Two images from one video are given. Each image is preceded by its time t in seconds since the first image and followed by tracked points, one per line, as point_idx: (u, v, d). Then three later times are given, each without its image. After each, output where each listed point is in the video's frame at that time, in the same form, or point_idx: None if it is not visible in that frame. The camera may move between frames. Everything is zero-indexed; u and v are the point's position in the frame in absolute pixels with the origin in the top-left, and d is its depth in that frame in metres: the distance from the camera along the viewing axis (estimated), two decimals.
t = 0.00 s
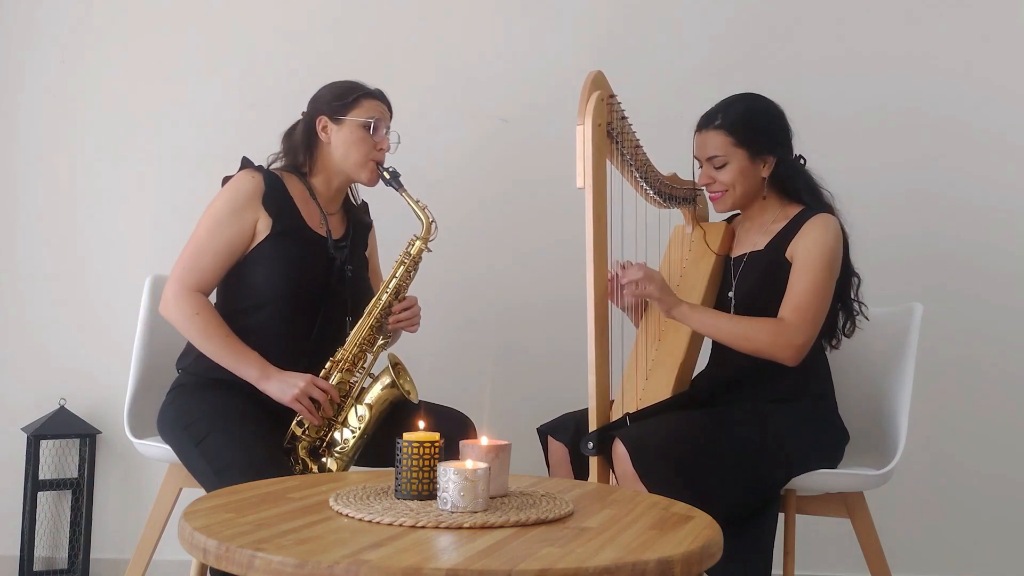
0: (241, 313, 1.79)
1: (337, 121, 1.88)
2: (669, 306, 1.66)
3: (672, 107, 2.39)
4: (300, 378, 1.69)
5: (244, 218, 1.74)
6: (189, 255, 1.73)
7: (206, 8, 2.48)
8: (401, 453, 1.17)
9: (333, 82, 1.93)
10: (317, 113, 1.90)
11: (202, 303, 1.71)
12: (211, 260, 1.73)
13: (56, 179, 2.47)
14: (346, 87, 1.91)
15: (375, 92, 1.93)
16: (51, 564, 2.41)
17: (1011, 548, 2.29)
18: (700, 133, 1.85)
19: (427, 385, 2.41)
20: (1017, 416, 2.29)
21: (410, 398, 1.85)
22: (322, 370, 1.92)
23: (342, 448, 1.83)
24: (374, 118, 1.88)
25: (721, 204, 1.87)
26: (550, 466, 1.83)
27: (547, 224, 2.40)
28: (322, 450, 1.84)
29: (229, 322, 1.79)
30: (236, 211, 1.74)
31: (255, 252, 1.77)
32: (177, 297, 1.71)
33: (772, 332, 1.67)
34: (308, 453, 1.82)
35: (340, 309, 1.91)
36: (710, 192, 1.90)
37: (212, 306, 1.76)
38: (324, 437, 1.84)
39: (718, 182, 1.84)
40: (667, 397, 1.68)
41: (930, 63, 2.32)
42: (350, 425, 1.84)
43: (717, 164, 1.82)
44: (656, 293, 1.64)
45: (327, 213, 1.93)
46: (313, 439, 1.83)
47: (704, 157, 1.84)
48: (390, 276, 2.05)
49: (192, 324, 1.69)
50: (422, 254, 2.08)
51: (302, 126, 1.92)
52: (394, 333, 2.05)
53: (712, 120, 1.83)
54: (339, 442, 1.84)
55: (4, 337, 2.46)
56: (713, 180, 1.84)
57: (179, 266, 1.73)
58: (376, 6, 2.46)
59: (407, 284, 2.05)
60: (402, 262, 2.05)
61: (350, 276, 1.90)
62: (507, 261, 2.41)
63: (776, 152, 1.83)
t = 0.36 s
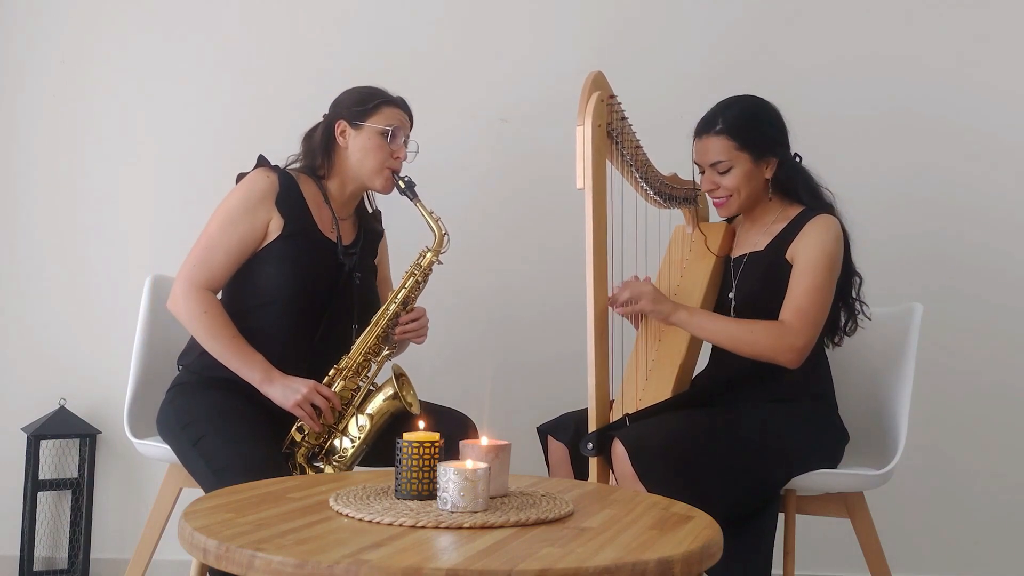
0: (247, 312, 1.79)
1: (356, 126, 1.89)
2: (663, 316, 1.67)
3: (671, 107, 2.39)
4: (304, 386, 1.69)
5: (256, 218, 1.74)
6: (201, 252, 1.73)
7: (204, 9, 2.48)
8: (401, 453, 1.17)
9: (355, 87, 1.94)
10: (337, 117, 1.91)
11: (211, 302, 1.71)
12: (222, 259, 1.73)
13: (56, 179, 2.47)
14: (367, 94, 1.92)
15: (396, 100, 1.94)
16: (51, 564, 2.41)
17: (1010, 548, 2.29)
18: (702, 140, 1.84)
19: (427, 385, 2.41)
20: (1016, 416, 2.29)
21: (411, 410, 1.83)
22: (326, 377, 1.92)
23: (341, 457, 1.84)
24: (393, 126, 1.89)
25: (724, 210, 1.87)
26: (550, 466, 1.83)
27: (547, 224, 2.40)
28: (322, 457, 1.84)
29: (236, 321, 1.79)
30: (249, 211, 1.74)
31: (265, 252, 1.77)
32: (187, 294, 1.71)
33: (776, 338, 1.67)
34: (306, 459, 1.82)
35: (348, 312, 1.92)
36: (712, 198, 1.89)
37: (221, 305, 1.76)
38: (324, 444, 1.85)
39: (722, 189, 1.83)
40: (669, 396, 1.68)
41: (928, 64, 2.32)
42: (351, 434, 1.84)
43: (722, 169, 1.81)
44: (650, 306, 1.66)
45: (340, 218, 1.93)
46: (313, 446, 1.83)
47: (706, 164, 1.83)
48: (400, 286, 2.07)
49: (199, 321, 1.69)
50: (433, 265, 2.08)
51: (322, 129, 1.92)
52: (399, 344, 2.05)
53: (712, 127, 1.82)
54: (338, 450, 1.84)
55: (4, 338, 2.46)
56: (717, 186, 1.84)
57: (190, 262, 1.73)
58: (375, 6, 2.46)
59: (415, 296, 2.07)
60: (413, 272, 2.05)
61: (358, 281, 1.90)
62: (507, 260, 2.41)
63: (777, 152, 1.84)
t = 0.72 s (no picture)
0: (239, 314, 1.79)
1: (333, 119, 1.88)
2: (679, 260, 1.68)
3: (672, 108, 2.39)
4: (302, 382, 1.69)
5: (240, 218, 1.74)
6: (186, 258, 1.72)
7: (204, 10, 2.48)
8: (401, 453, 1.17)
9: (330, 79, 1.93)
10: (312, 111, 1.90)
11: (202, 306, 1.71)
12: (209, 262, 1.72)
13: (56, 179, 2.47)
14: (342, 85, 1.91)
15: (372, 90, 1.93)
16: (51, 563, 2.41)
17: (1009, 548, 2.29)
18: (712, 135, 1.84)
19: (426, 385, 2.41)
20: (1017, 416, 2.29)
21: (411, 399, 1.87)
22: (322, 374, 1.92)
23: (345, 450, 1.84)
24: (370, 117, 1.88)
25: (732, 206, 1.87)
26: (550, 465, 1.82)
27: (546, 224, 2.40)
28: (325, 453, 1.85)
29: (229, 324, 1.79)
30: (232, 211, 1.73)
31: (252, 252, 1.77)
32: (177, 301, 1.70)
33: (787, 302, 1.68)
34: (310, 457, 1.82)
35: (339, 311, 1.92)
36: (720, 194, 1.89)
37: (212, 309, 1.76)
38: (325, 440, 1.85)
39: (732, 184, 1.83)
40: (672, 395, 1.68)
41: (929, 64, 2.32)
42: (352, 427, 1.85)
43: (733, 164, 1.81)
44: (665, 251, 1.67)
45: (322, 213, 1.94)
46: (315, 443, 1.83)
47: (717, 159, 1.83)
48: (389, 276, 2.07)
49: (190, 325, 1.68)
50: (420, 253, 2.10)
51: (298, 124, 1.92)
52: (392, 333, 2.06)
53: (723, 121, 1.83)
54: (342, 444, 1.84)
55: (4, 338, 2.46)
56: (728, 180, 1.83)
57: (177, 269, 1.73)
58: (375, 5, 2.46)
59: (405, 284, 2.08)
60: (402, 262, 2.06)
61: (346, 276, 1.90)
62: (506, 260, 2.41)
63: (787, 149, 1.84)
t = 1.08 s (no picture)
0: (224, 320, 1.79)
1: (296, 115, 1.88)
2: (687, 217, 1.71)
3: (672, 108, 2.39)
4: (292, 381, 1.69)
5: (212, 227, 1.73)
6: (162, 273, 1.72)
7: (202, 12, 2.48)
8: (401, 453, 1.17)
9: (288, 76, 1.92)
10: (275, 109, 1.90)
11: (183, 317, 1.71)
12: (187, 274, 1.72)
13: (56, 179, 2.47)
14: (302, 80, 1.90)
15: (331, 82, 1.93)
16: (51, 563, 2.41)
17: (1009, 548, 2.29)
18: (720, 129, 1.86)
19: (427, 385, 2.41)
20: (1017, 417, 2.29)
21: (404, 384, 1.88)
22: (312, 370, 1.92)
23: (345, 443, 1.83)
24: (334, 110, 1.88)
25: (737, 201, 1.88)
26: (551, 465, 1.82)
27: (546, 224, 2.40)
28: (325, 448, 1.84)
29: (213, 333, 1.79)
30: (203, 220, 1.72)
31: (227, 259, 1.76)
32: (157, 317, 1.70)
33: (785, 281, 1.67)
34: (309, 453, 1.83)
35: (323, 309, 1.91)
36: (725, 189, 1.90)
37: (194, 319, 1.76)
38: (324, 435, 1.85)
39: (737, 178, 1.85)
40: (673, 395, 1.67)
41: (929, 65, 2.32)
42: (349, 420, 1.84)
43: (739, 159, 1.83)
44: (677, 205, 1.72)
45: (296, 210, 1.94)
46: (313, 439, 1.84)
47: (724, 153, 1.85)
48: (370, 267, 2.04)
49: (175, 339, 1.69)
50: (399, 240, 2.07)
51: (261, 125, 1.91)
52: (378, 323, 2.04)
53: (731, 116, 1.85)
54: (341, 437, 1.84)
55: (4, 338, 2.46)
56: (733, 175, 1.85)
57: (154, 284, 1.72)
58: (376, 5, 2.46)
59: (388, 273, 2.05)
60: (381, 252, 2.03)
61: (328, 272, 1.90)
62: (507, 260, 2.41)
63: (794, 148, 1.85)
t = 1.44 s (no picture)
0: (210, 326, 1.79)
1: (251, 112, 1.88)
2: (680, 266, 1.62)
3: (672, 108, 2.39)
4: (284, 374, 1.69)
5: (184, 237, 1.73)
6: (140, 291, 1.72)
7: (203, 13, 2.48)
8: (401, 453, 1.17)
9: (238, 73, 1.91)
10: (228, 109, 1.89)
11: (167, 329, 1.70)
12: (165, 286, 1.72)
13: (56, 179, 2.47)
14: (252, 76, 1.90)
15: (282, 74, 1.92)
16: (51, 563, 2.41)
17: (1009, 548, 2.29)
18: (724, 123, 1.87)
19: (427, 385, 2.41)
20: (1017, 417, 2.29)
21: (395, 366, 1.90)
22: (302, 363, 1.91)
23: (344, 430, 1.85)
24: (289, 102, 1.88)
25: (736, 195, 1.88)
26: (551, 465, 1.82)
27: (546, 224, 2.40)
28: (325, 438, 1.85)
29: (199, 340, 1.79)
30: (174, 231, 1.72)
31: (204, 267, 1.76)
32: (139, 334, 1.70)
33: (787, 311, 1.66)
34: (310, 444, 1.84)
35: (304, 300, 1.91)
36: (726, 183, 1.91)
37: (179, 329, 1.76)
38: (322, 425, 1.86)
39: (738, 172, 1.86)
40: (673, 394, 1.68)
41: (929, 65, 2.32)
42: (345, 406, 1.86)
43: (740, 152, 1.84)
44: (675, 255, 1.61)
45: (266, 207, 1.94)
46: (312, 430, 1.84)
47: (726, 146, 1.85)
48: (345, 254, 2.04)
49: (161, 352, 1.68)
50: (371, 225, 2.07)
51: (218, 126, 1.91)
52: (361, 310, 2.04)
53: (734, 112, 1.87)
54: (340, 425, 1.85)
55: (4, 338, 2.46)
56: (734, 168, 1.86)
57: (134, 303, 1.72)
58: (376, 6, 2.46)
59: (363, 259, 2.05)
60: (354, 238, 2.03)
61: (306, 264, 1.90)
62: (507, 261, 2.41)
63: (797, 146, 1.85)
